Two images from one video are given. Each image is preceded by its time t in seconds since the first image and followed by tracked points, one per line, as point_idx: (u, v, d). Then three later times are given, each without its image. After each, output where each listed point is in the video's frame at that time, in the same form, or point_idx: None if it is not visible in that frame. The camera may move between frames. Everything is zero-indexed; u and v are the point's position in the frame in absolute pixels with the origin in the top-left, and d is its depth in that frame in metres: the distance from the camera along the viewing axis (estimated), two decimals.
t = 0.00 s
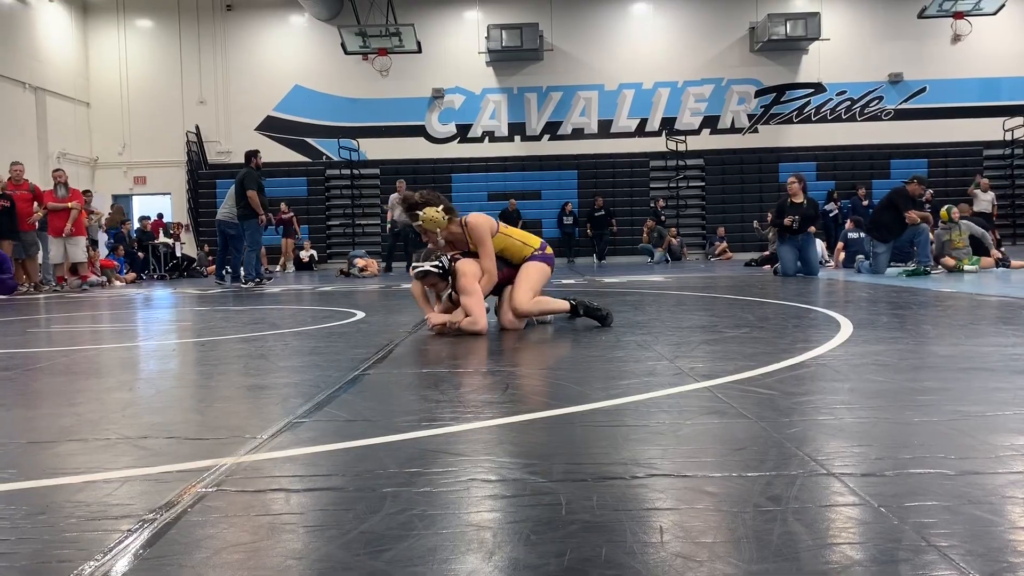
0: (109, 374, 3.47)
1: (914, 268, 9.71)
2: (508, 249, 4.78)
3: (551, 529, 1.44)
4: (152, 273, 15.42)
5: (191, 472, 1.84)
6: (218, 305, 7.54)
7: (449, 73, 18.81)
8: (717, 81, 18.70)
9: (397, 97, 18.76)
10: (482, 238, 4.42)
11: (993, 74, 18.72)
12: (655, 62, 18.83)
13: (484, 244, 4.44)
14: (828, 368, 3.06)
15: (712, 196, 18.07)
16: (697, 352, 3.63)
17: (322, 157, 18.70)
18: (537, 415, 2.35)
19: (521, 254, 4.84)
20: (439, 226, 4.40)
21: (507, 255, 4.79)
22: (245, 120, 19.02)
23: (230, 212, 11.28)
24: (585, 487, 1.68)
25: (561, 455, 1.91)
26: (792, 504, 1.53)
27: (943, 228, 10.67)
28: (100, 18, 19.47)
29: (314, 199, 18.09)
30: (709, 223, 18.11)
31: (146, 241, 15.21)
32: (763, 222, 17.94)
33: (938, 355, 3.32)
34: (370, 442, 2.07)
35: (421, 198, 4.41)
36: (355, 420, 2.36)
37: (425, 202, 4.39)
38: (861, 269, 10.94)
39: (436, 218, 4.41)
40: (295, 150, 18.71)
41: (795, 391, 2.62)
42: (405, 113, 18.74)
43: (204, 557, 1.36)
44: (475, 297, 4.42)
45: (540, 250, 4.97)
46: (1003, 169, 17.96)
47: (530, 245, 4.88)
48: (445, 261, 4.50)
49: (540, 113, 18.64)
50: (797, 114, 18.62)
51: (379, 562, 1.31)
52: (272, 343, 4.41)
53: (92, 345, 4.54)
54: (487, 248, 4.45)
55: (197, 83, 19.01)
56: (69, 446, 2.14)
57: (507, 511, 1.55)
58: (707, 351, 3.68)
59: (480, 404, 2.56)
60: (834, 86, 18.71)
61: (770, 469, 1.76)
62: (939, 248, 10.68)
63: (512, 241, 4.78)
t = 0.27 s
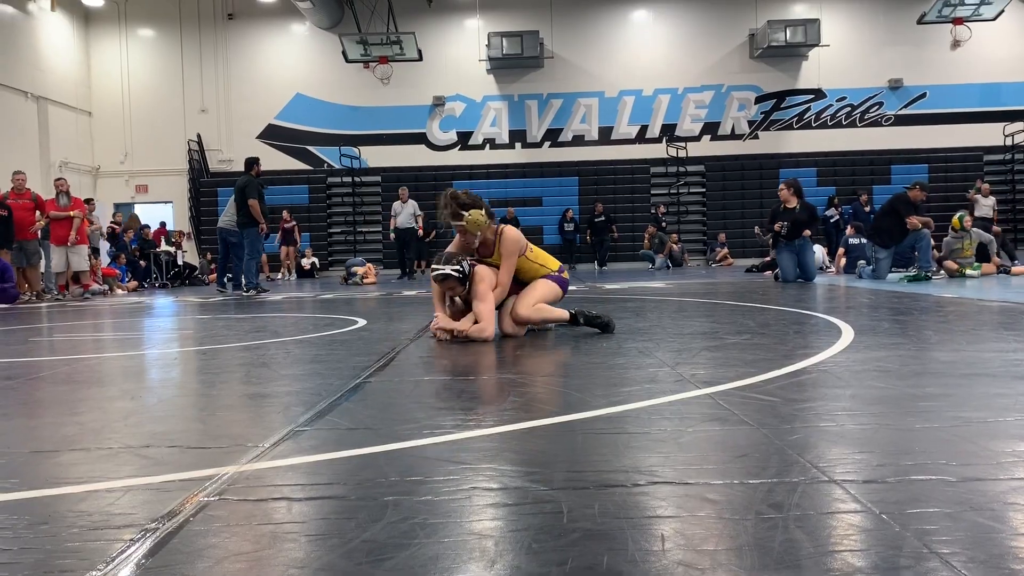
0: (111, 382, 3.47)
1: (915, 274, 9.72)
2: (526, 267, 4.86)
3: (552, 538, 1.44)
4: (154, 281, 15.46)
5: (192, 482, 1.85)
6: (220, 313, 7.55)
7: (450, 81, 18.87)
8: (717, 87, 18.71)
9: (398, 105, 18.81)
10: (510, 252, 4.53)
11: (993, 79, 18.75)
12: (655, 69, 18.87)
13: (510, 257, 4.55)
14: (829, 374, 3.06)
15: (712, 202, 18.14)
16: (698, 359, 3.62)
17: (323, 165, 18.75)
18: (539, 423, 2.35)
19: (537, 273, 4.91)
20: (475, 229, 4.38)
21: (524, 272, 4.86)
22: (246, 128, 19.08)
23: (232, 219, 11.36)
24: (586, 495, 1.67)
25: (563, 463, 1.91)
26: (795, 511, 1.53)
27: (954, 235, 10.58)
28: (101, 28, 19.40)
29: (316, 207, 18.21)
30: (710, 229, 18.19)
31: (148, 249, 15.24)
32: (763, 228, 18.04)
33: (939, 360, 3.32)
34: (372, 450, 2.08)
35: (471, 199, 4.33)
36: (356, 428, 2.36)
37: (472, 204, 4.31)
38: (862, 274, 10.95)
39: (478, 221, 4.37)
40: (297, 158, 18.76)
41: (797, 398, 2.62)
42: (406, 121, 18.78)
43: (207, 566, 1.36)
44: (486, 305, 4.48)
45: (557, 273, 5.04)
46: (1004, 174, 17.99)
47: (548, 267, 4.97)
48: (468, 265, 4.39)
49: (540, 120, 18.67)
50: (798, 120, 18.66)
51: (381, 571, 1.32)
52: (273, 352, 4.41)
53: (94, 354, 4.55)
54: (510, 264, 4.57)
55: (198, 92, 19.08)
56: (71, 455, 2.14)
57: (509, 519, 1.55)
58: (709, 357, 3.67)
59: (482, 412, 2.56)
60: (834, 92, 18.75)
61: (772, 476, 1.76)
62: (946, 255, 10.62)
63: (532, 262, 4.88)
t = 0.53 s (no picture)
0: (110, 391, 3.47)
1: (914, 280, 9.73)
2: (535, 279, 4.82)
3: (551, 547, 1.44)
4: (153, 288, 15.45)
5: (192, 490, 1.85)
6: (219, 321, 7.54)
7: (450, 88, 18.92)
8: (716, 94, 18.77)
9: (398, 112, 18.85)
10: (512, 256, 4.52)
11: (991, 86, 18.82)
12: (654, 77, 18.94)
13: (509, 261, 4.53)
14: (829, 382, 3.06)
15: (712, 209, 18.16)
16: (698, 366, 3.62)
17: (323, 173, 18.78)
18: (539, 431, 2.35)
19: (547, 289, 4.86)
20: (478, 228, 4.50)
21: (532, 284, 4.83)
22: (246, 136, 19.12)
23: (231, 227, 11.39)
24: (585, 503, 1.67)
25: (562, 471, 1.91)
26: (793, 519, 1.53)
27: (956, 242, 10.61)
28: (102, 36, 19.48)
29: (314, 215, 18.19)
30: (710, 236, 18.20)
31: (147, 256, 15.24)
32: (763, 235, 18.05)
33: (938, 368, 3.32)
34: (372, 458, 2.07)
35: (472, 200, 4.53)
36: (356, 436, 2.36)
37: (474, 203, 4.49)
38: (862, 281, 10.96)
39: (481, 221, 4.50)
40: (297, 166, 18.79)
41: (796, 406, 2.62)
42: (406, 128, 18.83)
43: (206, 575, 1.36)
44: (482, 313, 4.47)
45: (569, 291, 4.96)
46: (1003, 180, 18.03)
47: (559, 284, 4.90)
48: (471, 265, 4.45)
49: (540, 127, 18.73)
50: (796, 127, 18.73)
51: None
52: (272, 359, 4.41)
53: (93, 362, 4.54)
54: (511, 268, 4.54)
55: (199, 100, 19.14)
56: (70, 464, 2.13)
57: (509, 529, 1.55)
58: (708, 365, 3.68)
59: (481, 420, 2.56)
60: (833, 99, 18.80)
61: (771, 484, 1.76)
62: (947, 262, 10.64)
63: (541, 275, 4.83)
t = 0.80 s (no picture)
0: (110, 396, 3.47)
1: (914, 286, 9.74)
2: (526, 279, 4.87)
3: (551, 553, 1.44)
4: (154, 293, 15.48)
5: (192, 495, 1.85)
6: (219, 325, 7.54)
7: (450, 94, 18.95)
8: (716, 100, 18.80)
9: (398, 118, 18.88)
10: (498, 254, 4.54)
11: (992, 93, 18.86)
12: (654, 83, 18.98)
13: (495, 259, 4.55)
14: (828, 388, 3.06)
15: (711, 215, 18.23)
16: (698, 372, 3.62)
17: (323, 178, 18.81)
18: (540, 437, 2.35)
19: (538, 288, 4.91)
20: (463, 228, 4.53)
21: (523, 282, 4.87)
22: (247, 141, 19.16)
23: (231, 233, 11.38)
24: (585, 508, 1.68)
25: (562, 477, 1.91)
26: (794, 525, 1.53)
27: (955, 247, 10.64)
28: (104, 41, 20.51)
29: (315, 220, 18.31)
30: (709, 241, 18.26)
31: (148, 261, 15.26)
32: (762, 240, 18.14)
33: (938, 374, 3.32)
34: (372, 463, 2.07)
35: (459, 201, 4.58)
36: (355, 442, 2.36)
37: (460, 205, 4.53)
38: (863, 287, 10.97)
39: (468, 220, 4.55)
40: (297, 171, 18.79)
41: (796, 412, 2.62)
42: (406, 134, 18.85)
43: None
44: (477, 317, 4.51)
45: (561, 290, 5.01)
46: (1002, 187, 18.10)
47: (551, 283, 4.96)
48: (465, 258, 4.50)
49: (540, 133, 18.77)
50: (797, 133, 18.75)
51: None
52: (272, 364, 4.42)
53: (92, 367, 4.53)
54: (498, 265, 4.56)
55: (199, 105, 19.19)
56: (69, 469, 2.13)
57: (509, 534, 1.55)
58: (708, 371, 3.67)
59: (480, 425, 2.56)
60: (833, 105, 18.82)
61: (772, 490, 1.76)
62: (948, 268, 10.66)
63: (531, 274, 4.88)
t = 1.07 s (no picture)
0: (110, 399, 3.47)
1: (914, 291, 9.75)
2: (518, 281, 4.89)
3: (552, 557, 1.44)
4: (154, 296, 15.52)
5: (193, 499, 1.85)
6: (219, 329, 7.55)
7: (451, 98, 18.99)
8: (716, 105, 18.84)
9: (399, 121, 18.92)
10: (490, 256, 4.56)
11: (992, 98, 18.89)
12: (655, 87, 19.00)
13: (490, 260, 4.57)
14: (829, 393, 3.05)
15: (711, 220, 18.29)
16: (698, 377, 3.62)
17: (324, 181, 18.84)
18: (540, 441, 2.35)
19: (532, 290, 4.93)
20: (457, 230, 4.51)
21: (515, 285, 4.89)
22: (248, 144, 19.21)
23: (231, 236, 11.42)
24: (586, 513, 1.68)
25: (563, 481, 1.91)
26: (794, 531, 1.53)
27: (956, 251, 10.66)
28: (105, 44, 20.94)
29: (315, 223, 18.36)
30: (710, 246, 18.29)
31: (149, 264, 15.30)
32: (763, 245, 18.18)
33: (938, 379, 3.32)
34: (372, 468, 2.07)
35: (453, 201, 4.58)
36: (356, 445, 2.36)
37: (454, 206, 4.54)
38: (863, 292, 10.98)
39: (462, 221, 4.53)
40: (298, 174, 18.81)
41: (796, 416, 2.63)
42: (407, 138, 18.87)
43: None
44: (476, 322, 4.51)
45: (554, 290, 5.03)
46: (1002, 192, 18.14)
47: (543, 284, 4.97)
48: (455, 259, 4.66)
49: (540, 137, 18.80)
50: (797, 138, 18.79)
51: None
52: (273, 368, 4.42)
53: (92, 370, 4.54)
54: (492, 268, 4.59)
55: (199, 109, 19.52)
56: (69, 473, 2.13)
57: (510, 539, 1.55)
58: (708, 375, 3.68)
59: (481, 429, 2.56)
60: (833, 110, 18.84)
61: (772, 495, 1.76)
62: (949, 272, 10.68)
63: (522, 276, 4.91)
